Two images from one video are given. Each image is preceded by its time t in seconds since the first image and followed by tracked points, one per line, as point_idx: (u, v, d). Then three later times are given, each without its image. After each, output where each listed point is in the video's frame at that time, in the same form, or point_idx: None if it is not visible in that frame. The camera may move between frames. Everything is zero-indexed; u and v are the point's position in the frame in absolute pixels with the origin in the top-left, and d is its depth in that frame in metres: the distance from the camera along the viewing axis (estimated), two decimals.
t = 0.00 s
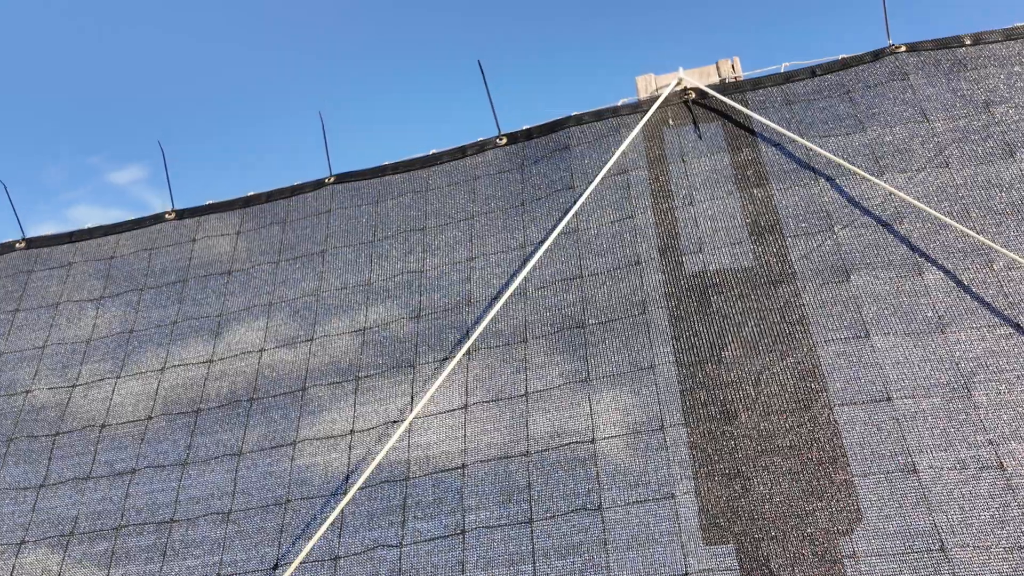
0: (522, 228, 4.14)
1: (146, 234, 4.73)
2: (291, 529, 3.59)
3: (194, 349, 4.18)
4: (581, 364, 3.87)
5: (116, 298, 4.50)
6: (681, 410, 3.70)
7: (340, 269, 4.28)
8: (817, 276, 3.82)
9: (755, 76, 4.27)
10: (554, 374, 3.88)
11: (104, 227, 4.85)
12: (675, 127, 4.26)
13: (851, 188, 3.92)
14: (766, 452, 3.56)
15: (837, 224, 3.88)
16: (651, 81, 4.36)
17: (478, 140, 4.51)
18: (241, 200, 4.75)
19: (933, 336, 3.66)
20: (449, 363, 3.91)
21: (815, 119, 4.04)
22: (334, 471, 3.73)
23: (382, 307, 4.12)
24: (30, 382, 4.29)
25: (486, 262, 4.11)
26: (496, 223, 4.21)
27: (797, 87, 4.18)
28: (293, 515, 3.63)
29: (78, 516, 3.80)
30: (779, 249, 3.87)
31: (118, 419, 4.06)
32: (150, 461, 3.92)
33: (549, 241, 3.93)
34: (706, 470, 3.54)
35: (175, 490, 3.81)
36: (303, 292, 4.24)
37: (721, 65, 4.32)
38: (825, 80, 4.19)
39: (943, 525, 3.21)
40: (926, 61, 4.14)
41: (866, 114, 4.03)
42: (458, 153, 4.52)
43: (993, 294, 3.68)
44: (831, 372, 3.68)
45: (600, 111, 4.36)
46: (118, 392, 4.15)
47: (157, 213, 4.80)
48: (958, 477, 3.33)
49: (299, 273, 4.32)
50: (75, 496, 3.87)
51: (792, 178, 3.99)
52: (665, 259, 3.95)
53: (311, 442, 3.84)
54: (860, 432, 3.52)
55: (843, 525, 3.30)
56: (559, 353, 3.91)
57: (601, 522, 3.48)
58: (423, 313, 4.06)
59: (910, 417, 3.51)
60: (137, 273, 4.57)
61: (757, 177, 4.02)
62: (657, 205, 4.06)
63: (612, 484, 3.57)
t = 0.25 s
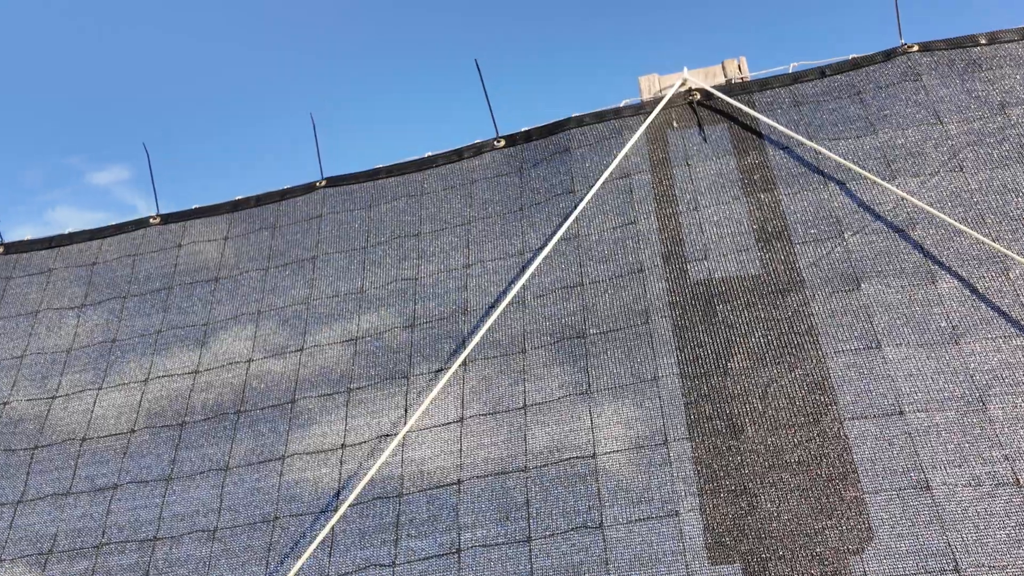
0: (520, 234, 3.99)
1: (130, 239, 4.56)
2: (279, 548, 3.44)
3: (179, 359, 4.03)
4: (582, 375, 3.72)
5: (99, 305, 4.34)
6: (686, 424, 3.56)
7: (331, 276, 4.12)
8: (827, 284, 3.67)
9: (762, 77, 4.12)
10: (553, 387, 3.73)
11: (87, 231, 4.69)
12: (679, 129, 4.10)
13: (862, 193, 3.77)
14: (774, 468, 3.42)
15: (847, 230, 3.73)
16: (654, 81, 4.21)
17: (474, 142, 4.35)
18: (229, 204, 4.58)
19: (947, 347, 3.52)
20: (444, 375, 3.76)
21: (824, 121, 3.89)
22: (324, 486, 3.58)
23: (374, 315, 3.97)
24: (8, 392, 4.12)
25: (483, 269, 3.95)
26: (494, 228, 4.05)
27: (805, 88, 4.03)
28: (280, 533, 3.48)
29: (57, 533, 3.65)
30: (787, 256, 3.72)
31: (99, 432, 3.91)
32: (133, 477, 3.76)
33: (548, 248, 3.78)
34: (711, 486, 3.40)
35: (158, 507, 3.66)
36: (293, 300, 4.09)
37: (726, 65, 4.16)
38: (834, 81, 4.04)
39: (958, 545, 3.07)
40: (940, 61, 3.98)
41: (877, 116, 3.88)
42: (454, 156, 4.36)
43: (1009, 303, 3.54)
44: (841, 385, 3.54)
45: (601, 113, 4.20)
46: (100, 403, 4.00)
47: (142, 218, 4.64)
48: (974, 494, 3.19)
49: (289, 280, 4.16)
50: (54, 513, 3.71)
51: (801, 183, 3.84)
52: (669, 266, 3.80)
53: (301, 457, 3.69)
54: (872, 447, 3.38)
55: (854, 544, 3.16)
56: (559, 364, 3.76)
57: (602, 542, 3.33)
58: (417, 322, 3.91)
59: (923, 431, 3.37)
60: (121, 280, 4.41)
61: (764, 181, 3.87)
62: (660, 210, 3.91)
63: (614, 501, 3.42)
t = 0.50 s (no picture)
0: (518, 239, 3.84)
1: (111, 242, 4.39)
2: (264, 566, 3.28)
3: (163, 368, 3.86)
4: (582, 387, 3.57)
5: (79, 311, 4.17)
6: (690, 438, 3.41)
7: (321, 281, 3.96)
8: (836, 293, 3.54)
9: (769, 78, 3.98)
10: (552, 398, 3.58)
11: (66, 234, 4.51)
12: (683, 131, 3.96)
13: (872, 198, 3.64)
14: (782, 484, 3.27)
15: (858, 236, 3.60)
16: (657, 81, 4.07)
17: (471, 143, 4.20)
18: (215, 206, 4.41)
19: (961, 359, 3.38)
20: (439, 385, 3.61)
21: (834, 124, 3.75)
22: (312, 502, 3.43)
23: (366, 323, 3.81)
24: None
25: (479, 276, 3.80)
26: (491, 233, 3.90)
27: (814, 89, 3.89)
28: (267, 551, 3.33)
29: (32, 550, 3.48)
30: (796, 263, 3.59)
31: (79, 444, 3.75)
32: (113, 491, 3.60)
33: (547, 254, 3.63)
34: (717, 503, 3.25)
35: (138, 523, 3.50)
36: (281, 307, 3.93)
37: (732, 65, 4.02)
38: (844, 82, 3.90)
39: (974, 566, 2.94)
40: (953, 62, 3.85)
41: (888, 118, 3.74)
42: (450, 157, 4.20)
43: None
44: (852, 397, 3.40)
45: (603, 114, 4.05)
46: (79, 414, 3.83)
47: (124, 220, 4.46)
48: (989, 513, 3.06)
49: (277, 285, 3.99)
50: (30, 529, 3.55)
51: (809, 188, 3.70)
52: (673, 273, 3.66)
53: (289, 471, 3.53)
54: (883, 463, 3.24)
55: (865, 564, 3.03)
56: (558, 375, 3.62)
57: (602, 561, 3.18)
58: (410, 330, 3.75)
59: (937, 446, 3.23)
60: (101, 285, 4.24)
61: (772, 186, 3.74)
62: (664, 215, 3.77)
63: (615, 518, 3.28)
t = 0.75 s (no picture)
0: (516, 245, 3.70)
1: (91, 247, 4.23)
2: None
3: (145, 379, 3.72)
4: (582, 400, 3.43)
5: (58, 318, 4.01)
6: (694, 453, 3.27)
7: (311, 288, 3.81)
8: (846, 303, 3.41)
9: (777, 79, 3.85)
10: (551, 411, 3.44)
11: (45, 238, 4.35)
12: (687, 134, 3.82)
13: (883, 205, 3.51)
14: (790, 501, 3.14)
15: (868, 244, 3.47)
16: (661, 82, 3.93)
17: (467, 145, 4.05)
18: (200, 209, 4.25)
19: (975, 372, 3.26)
20: (434, 397, 3.46)
21: (844, 127, 3.62)
22: (300, 519, 3.28)
23: (357, 332, 3.67)
24: None
25: (476, 283, 3.66)
26: (488, 238, 3.76)
27: (823, 91, 3.76)
28: (253, 570, 3.19)
29: (8, 569, 3.33)
30: (804, 272, 3.46)
31: (58, 458, 3.60)
32: (92, 507, 3.45)
33: (547, 261, 3.50)
34: (722, 522, 3.12)
35: (119, 541, 3.35)
36: (269, 314, 3.78)
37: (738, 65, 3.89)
38: (854, 84, 3.77)
39: None
40: (967, 64, 3.72)
41: (900, 122, 3.61)
42: (445, 160, 4.06)
43: None
44: (862, 411, 3.27)
45: (604, 116, 3.91)
46: (59, 425, 3.69)
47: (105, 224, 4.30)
48: (1005, 532, 2.93)
49: (265, 291, 3.84)
50: (6, 546, 3.40)
51: (818, 193, 3.57)
52: (677, 281, 3.52)
53: (276, 486, 3.39)
54: (895, 480, 3.11)
55: None
56: (557, 386, 3.48)
57: None
58: (403, 339, 3.61)
59: (949, 463, 3.11)
60: (82, 291, 4.08)
61: (779, 192, 3.61)
62: (668, 221, 3.64)
63: (617, 537, 3.13)
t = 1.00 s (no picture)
0: (513, 251, 3.56)
1: (70, 251, 4.07)
2: None
3: (126, 389, 3.57)
4: (581, 413, 3.30)
5: (36, 325, 3.86)
6: (697, 469, 3.13)
7: (299, 295, 3.67)
8: (855, 313, 3.29)
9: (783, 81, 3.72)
10: (549, 424, 3.30)
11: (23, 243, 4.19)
12: (691, 137, 3.69)
13: (894, 211, 3.39)
14: (797, 520, 2.98)
15: (879, 251, 3.35)
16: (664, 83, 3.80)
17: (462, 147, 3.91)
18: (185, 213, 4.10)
19: (989, 386, 3.12)
20: (427, 409, 3.32)
21: (853, 131, 3.50)
22: (286, 536, 3.14)
23: (347, 341, 3.52)
24: None
25: (471, 291, 3.53)
26: (483, 244, 3.62)
27: (832, 94, 3.64)
28: None
29: None
30: (811, 281, 3.34)
31: (34, 472, 3.46)
32: (69, 523, 3.30)
33: (545, 268, 3.36)
34: (726, 541, 2.96)
35: (96, 559, 3.20)
36: (255, 323, 3.63)
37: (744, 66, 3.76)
38: (863, 86, 3.64)
39: None
40: (980, 66, 3.60)
41: (912, 125, 3.49)
42: (439, 162, 3.92)
43: None
44: (872, 426, 3.14)
45: (605, 117, 3.78)
46: (37, 438, 3.54)
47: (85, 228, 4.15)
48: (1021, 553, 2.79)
49: (251, 298, 3.70)
50: None
51: (826, 199, 3.45)
52: (680, 290, 3.39)
53: (262, 502, 3.25)
54: (906, 498, 2.96)
55: None
56: (555, 398, 3.34)
57: None
58: (395, 349, 3.47)
59: (962, 480, 2.97)
60: (60, 297, 3.92)
61: (786, 198, 3.48)
62: (671, 227, 3.50)
63: (617, 556, 2.99)
